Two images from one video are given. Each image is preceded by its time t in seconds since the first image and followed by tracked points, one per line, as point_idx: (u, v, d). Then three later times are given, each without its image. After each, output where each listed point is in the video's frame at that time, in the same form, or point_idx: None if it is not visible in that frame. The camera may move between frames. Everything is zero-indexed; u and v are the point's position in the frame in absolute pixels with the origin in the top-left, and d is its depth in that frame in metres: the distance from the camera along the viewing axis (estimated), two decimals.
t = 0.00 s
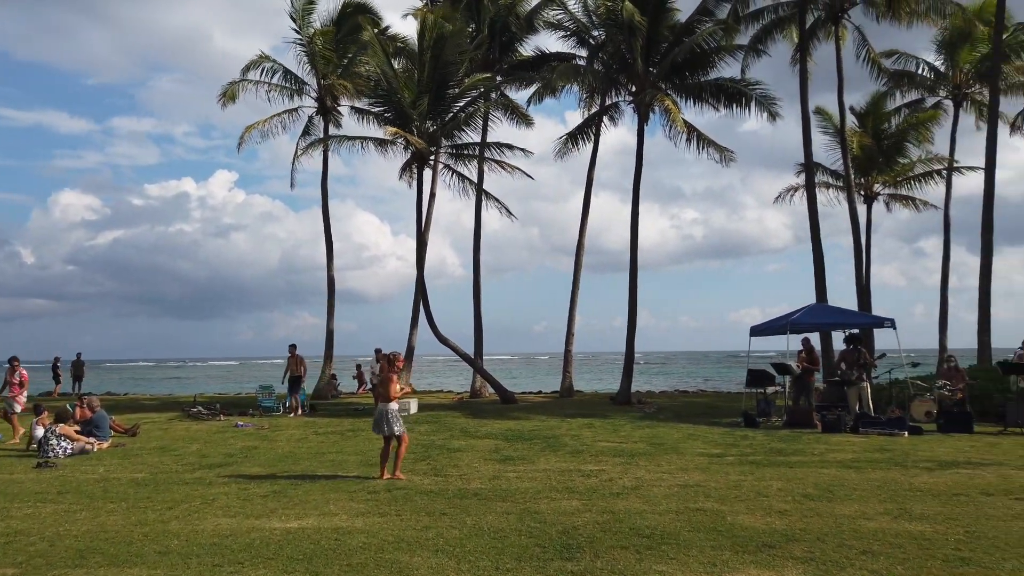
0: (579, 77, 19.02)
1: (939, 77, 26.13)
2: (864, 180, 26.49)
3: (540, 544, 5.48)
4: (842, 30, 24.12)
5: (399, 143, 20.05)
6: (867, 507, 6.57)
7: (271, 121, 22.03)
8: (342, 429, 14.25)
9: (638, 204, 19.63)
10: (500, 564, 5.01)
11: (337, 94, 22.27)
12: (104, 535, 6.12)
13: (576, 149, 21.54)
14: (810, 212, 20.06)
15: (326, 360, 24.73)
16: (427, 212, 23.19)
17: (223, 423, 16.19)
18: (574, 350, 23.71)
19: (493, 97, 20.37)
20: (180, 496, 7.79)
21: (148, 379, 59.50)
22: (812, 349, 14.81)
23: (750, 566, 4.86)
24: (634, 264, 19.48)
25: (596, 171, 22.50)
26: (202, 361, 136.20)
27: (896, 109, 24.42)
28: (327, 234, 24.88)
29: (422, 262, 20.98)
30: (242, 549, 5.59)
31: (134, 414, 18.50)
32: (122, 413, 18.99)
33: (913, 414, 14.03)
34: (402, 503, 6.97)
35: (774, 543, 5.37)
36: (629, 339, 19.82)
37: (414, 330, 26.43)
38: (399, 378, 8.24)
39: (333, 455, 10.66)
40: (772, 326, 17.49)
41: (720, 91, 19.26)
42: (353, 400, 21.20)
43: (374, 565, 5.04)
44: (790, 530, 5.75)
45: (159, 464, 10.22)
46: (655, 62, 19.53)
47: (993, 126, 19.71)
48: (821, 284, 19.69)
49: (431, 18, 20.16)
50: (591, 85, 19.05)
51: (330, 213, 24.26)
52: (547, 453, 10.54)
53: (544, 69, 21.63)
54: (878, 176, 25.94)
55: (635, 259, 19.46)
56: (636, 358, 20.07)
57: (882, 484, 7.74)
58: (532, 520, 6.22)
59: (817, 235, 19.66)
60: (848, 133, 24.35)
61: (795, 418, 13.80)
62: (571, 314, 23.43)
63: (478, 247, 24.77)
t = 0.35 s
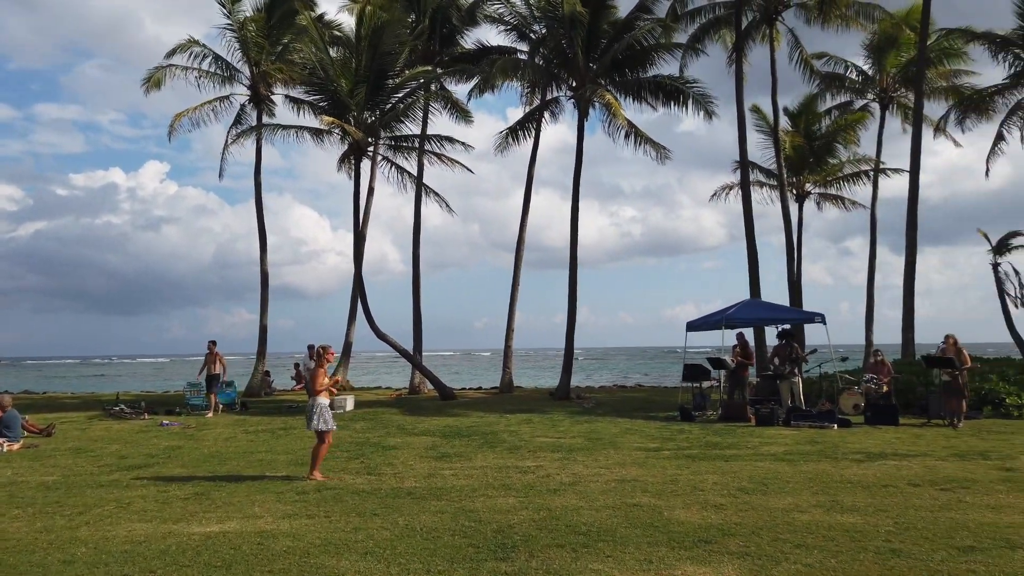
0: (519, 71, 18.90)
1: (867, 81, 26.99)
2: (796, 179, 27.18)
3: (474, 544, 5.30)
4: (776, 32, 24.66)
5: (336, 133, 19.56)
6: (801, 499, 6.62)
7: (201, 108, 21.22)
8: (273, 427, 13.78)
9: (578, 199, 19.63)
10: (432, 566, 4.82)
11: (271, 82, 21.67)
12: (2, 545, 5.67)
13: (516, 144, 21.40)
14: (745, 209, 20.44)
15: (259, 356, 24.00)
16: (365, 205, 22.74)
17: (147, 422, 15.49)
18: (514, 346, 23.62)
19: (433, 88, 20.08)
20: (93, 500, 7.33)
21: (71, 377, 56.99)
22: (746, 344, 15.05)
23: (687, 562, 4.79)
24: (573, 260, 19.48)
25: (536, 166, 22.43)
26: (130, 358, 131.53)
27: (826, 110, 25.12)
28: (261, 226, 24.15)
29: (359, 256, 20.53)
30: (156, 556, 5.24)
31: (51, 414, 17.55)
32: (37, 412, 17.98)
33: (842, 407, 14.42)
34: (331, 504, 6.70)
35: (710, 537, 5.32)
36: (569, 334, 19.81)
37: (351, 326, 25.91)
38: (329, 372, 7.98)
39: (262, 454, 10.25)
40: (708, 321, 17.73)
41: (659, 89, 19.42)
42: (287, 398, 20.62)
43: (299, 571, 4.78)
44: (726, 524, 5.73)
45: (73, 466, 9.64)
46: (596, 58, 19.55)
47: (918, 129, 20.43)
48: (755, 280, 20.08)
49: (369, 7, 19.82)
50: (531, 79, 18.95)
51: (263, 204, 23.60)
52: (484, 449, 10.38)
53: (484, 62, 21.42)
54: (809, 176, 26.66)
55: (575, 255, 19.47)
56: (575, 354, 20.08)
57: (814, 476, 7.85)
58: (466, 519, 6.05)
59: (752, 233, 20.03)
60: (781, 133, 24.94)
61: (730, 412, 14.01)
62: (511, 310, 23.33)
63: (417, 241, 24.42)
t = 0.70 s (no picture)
0: (481, 63, 18.69)
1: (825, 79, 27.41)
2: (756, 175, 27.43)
3: (428, 545, 5.13)
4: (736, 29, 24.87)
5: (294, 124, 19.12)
6: (761, 494, 6.57)
7: (154, 97, 20.62)
8: (227, 424, 13.39)
9: (540, 193, 19.50)
10: (383, 569, 4.63)
11: (226, 71, 21.25)
12: None
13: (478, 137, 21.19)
14: (706, 205, 20.55)
15: (214, 352, 23.41)
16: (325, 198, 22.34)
17: (95, 420, 14.96)
18: (476, 341, 23.42)
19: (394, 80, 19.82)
20: (28, 503, 6.96)
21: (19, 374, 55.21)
22: (707, 338, 15.11)
23: (645, 560, 4.68)
24: (536, 254, 19.38)
25: (498, 160, 22.25)
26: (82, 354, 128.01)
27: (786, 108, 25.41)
28: (217, 219, 23.59)
29: (318, 249, 20.13)
30: (90, 561, 4.96)
31: None
32: None
33: (800, 400, 14.62)
34: (282, 504, 6.45)
35: (670, 534, 5.22)
36: (531, 330, 19.70)
37: (310, 321, 25.44)
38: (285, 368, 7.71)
39: (214, 453, 9.90)
40: (670, 316, 17.78)
41: (621, 83, 19.39)
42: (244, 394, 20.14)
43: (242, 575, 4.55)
44: (686, 521, 5.64)
45: (11, 466, 9.19)
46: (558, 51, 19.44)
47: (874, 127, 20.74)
48: (716, 276, 20.19)
49: None
50: (493, 71, 18.76)
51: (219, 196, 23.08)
52: (444, 446, 10.18)
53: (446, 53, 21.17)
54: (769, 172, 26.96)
55: (538, 250, 19.36)
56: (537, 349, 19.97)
57: (774, 471, 7.84)
58: (421, 519, 5.86)
59: (713, 228, 20.14)
60: (741, 129, 25.16)
61: (691, 406, 14.05)
62: (473, 305, 23.13)
63: (378, 235, 24.08)
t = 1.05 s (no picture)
0: (455, 57, 18.48)
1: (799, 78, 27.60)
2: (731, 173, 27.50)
3: (386, 549, 4.95)
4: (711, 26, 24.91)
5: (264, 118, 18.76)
6: (731, 493, 6.47)
7: (120, 90, 20.14)
8: (191, 424, 13.07)
9: (515, 189, 19.33)
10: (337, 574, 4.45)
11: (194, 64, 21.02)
12: None
13: (453, 133, 20.96)
14: (680, 202, 20.52)
15: (183, 350, 22.97)
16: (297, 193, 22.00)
17: (55, 420, 14.53)
18: (451, 338, 23.21)
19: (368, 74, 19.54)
20: None
21: None
22: (681, 335, 15.05)
23: (611, 563, 4.55)
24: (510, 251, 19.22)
25: (473, 156, 22.04)
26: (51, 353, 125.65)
27: (760, 106, 25.51)
28: (185, 215, 23.14)
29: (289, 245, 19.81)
30: (29, 569, 4.71)
31: None
32: None
33: (773, 397, 14.64)
34: (239, 507, 6.23)
35: (636, 535, 5.10)
36: (505, 327, 19.54)
37: (281, 318, 25.08)
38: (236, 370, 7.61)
39: (174, 454, 9.62)
40: (644, 313, 17.71)
41: (596, 79, 19.28)
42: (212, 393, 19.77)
43: None
44: (654, 521, 5.51)
45: None
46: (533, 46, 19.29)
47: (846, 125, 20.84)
48: (690, 273, 20.18)
49: None
50: (467, 65, 18.55)
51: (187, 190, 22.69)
52: (412, 445, 9.97)
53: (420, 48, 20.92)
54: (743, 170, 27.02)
55: (512, 247, 19.20)
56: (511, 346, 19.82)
57: (746, 469, 7.75)
58: (383, 521, 5.68)
59: (687, 225, 20.11)
60: (716, 127, 25.20)
61: (665, 403, 13.97)
62: (448, 302, 22.92)
63: (351, 232, 23.78)
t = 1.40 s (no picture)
0: (433, 54, 18.28)
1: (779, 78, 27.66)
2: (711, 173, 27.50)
3: (342, 559, 4.77)
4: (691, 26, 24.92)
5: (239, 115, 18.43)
6: (702, 496, 6.34)
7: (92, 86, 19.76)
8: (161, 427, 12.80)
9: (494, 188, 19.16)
10: None
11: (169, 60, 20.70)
12: None
13: (432, 132, 20.76)
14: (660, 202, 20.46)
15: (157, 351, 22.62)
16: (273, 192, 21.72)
17: (21, 424, 14.19)
18: (430, 339, 23.00)
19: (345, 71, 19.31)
20: None
21: None
22: (659, 336, 14.98)
23: (572, 572, 4.39)
24: (489, 252, 19.06)
25: (452, 156, 21.85)
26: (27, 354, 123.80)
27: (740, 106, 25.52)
28: (160, 214, 22.79)
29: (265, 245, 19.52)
30: None
31: None
32: None
33: (751, 398, 14.59)
34: (196, 515, 6.02)
35: (601, 542, 4.96)
36: (485, 327, 19.38)
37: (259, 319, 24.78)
38: (197, 367, 7.39)
39: (139, 458, 9.37)
40: (623, 314, 17.60)
41: (575, 78, 19.15)
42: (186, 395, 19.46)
43: None
44: (621, 527, 5.37)
45: None
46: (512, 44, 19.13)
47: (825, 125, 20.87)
48: (670, 273, 20.11)
49: None
50: (445, 63, 18.36)
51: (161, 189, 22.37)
52: (384, 448, 9.77)
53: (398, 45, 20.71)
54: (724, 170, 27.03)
55: (491, 247, 19.03)
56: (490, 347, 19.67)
57: (720, 472, 7.63)
58: (343, 529, 5.49)
59: (667, 225, 20.04)
60: (696, 127, 25.17)
61: (642, 404, 13.89)
62: (427, 302, 22.71)
63: (329, 231, 23.52)
